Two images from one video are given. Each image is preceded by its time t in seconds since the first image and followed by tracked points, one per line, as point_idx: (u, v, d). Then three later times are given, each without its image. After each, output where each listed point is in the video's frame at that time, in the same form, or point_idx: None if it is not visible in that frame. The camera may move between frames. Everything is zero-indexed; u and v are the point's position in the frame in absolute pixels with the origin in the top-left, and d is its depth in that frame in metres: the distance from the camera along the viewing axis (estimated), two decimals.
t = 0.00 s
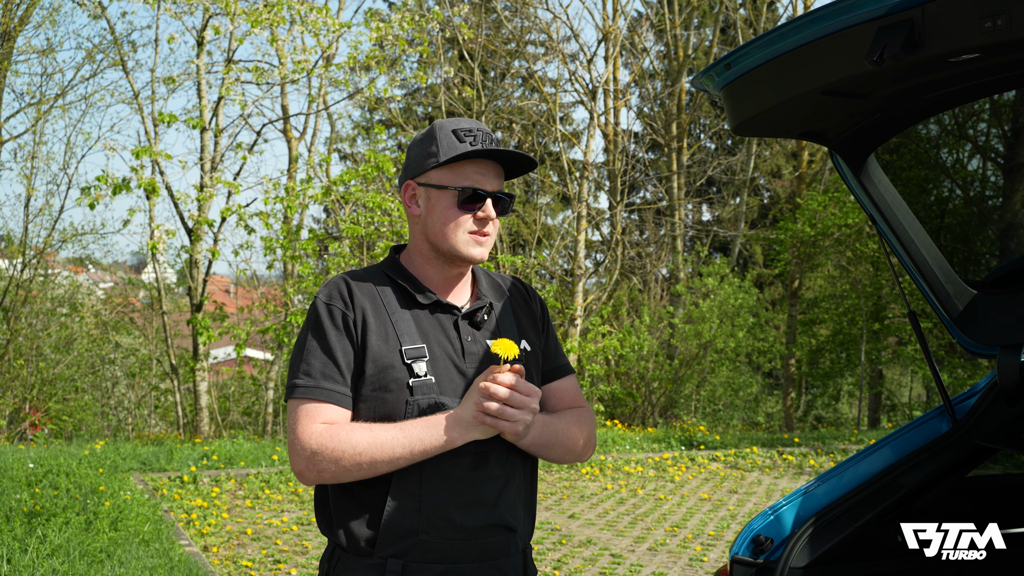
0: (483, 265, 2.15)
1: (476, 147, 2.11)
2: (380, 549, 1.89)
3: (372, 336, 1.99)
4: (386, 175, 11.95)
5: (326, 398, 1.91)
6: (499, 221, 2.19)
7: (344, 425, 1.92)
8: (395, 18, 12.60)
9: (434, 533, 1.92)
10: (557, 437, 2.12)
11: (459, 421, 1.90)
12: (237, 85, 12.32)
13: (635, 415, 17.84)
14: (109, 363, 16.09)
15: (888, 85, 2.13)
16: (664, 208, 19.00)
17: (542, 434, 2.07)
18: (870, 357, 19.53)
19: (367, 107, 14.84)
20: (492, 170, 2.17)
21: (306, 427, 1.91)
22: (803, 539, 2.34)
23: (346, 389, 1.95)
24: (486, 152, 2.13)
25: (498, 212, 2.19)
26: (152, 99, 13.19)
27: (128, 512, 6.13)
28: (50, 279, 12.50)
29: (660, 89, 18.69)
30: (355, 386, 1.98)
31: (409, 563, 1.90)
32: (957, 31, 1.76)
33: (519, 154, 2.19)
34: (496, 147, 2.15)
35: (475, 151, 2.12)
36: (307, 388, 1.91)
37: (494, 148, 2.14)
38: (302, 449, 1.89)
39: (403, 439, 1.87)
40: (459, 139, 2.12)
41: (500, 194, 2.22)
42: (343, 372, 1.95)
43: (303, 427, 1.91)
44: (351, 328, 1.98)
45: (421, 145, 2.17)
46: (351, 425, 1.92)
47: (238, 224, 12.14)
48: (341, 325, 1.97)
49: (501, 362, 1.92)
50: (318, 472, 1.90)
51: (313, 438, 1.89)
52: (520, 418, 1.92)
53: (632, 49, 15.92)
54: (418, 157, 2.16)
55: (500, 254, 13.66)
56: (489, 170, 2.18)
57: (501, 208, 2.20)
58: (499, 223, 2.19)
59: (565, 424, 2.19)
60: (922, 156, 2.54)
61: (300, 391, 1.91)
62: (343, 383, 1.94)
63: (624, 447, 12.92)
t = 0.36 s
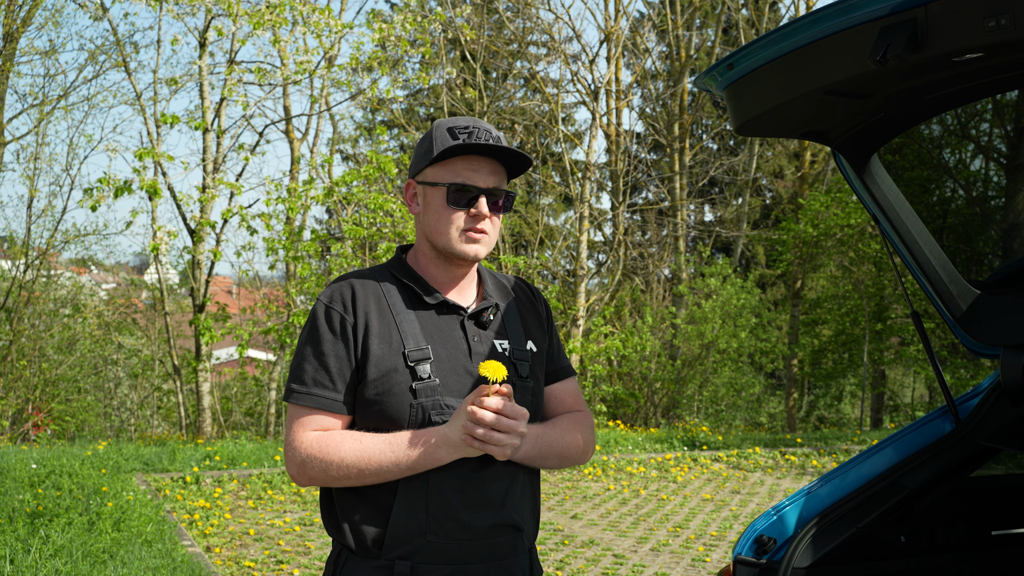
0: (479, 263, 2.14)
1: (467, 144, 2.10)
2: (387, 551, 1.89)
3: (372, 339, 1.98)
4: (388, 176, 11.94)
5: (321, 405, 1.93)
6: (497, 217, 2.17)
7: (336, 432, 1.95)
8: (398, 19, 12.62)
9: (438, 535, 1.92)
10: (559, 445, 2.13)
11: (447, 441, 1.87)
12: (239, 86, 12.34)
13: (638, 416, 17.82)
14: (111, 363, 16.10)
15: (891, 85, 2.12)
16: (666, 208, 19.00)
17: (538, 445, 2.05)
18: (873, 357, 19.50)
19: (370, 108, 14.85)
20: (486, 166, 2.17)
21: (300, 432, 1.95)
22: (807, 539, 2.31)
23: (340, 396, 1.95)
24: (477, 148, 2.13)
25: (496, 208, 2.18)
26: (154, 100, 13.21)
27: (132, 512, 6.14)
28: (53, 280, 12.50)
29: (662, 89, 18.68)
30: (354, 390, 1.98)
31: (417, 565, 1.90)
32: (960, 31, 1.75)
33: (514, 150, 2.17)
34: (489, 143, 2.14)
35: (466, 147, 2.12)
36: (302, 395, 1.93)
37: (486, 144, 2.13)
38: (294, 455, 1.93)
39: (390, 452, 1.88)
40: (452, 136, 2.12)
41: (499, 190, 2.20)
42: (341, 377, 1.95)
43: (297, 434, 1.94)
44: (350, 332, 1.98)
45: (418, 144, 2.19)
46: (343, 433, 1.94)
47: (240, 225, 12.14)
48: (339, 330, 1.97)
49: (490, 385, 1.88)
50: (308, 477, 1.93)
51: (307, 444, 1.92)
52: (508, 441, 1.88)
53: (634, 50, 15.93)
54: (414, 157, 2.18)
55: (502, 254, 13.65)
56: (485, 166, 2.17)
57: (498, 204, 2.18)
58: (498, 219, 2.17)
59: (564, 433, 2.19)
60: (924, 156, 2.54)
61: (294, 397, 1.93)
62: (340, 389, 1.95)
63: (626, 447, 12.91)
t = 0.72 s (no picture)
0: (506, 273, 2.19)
1: (522, 157, 2.18)
2: (389, 555, 1.89)
3: (375, 343, 1.98)
4: (388, 178, 11.93)
5: (323, 408, 1.93)
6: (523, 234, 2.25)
7: (337, 436, 1.95)
8: (398, 21, 12.63)
9: (441, 539, 1.91)
10: (564, 447, 2.13)
11: (444, 454, 1.85)
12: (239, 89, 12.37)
13: (638, 418, 17.82)
14: (111, 366, 16.11)
15: (890, 86, 2.12)
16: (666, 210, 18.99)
17: (544, 450, 2.05)
18: (873, 359, 19.49)
19: (370, 111, 14.86)
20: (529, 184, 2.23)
21: (300, 436, 1.94)
22: (807, 541, 2.30)
23: (342, 400, 1.95)
24: (534, 164, 2.20)
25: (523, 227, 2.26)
26: (154, 102, 13.21)
27: (131, 515, 6.13)
28: (52, 282, 12.51)
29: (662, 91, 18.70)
30: (355, 394, 1.98)
31: (419, 568, 1.89)
32: (960, 31, 1.75)
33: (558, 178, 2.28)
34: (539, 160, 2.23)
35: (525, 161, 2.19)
36: (303, 399, 1.93)
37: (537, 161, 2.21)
38: (293, 459, 1.93)
39: (387, 463, 1.87)
40: (504, 147, 2.18)
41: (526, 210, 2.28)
42: (343, 382, 1.95)
43: (297, 438, 1.94)
44: (353, 335, 1.97)
45: (459, 143, 2.17)
46: (343, 437, 1.94)
47: (240, 227, 12.14)
48: (342, 332, 1.97)
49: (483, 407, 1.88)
50: (307, 481, 1.93)
51: (306, 449, 1.92)
52: (509, 459, 1.86)
53: (634, 51, 15.93)
54: (457, 154, 2.15)
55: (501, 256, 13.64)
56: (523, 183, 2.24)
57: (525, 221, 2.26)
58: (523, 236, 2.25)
59: (568, 435, 2.18)
60: (924, 158, 2.54)
61: (295, 400, 1.93)
62: (341, 393, 1.95)
63: (626, 449, 12.91)
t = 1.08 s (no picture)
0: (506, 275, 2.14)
1: (520, 158, 2.17)
2: (396, 553, 1.87)
3: (399, 331, 1.99)
4: (387, 179, 11.94)
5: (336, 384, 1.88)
6: (535, 239, 2.20)
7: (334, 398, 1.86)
8: (396, 22, 12.63)
9: (447, 537, 1.91)
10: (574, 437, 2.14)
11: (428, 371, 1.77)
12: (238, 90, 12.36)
13: (637, 418, 17.83)
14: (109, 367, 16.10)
15: (890, 85, 2.12)
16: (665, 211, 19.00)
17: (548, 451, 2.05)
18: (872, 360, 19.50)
19: (368, 111, 14.86)
20: (535, 187, 2.22)
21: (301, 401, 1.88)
22: (807, 542, 2.30)
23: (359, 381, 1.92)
24: (534, 163, 2.19)
25: (537, 232, 2.21)
26: (152, 103, 13.20)
27: (130, 516, 6.12)
28: (50, 284, 12.50)
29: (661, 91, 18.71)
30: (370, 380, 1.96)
31: (427, 568, 1.89)
32: (960, 30, 1.75)
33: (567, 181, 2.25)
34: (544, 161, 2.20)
35: (526, 156, 2.19)
36: (316, 372, 1.88)
37: (540, 161, 2.19)
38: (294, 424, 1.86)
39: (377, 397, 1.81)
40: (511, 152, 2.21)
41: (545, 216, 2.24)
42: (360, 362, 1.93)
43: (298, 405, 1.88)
44: (375, 318, 1.98)
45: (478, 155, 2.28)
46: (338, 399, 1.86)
47: (239, 228, 12.14)
48: (365, 316, 1.96)
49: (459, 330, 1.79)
50: (310, 451, 1.85)
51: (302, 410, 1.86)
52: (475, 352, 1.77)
53: (633, 52, 15.94)
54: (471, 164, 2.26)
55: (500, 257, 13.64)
56: (537, 188, 2.22)
57: (540, 227, 2.21)
58: (535, 241, 2.20)
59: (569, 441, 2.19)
60: (923, 159, 2.54)
61: (309, 375, 1.88)
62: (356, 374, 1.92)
63: (626, 450, 12.91)
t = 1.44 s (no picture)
0: (473, 258, 2.11)
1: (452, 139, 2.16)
2: (404, 554, 1.88)
3: (390, 339, 1.97)
4: (387, 178, 11.94)
5: (332, 401, 1.91)
6: (495, 213, 2.15)
7: (347, 429, 1.93)
8: (397, 20, 12.62)
9: (456, 540, 1.91)
10: (567, 450, 2.08)
11: (454, 449, 1.87)
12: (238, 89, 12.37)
13: (637, 418, 17.83)
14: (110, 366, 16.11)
15: (892, 84, 2.12)
16: (665, 210, 18.99)
17: (548, 452, 2.03)
18: (872, 359, 19.49)
19: (368, 110, 14.86)
20: (481, 161, 2.18)
21: (309, 427, 1.92)
22: (808, 541, 2.29)
23: (353, 395, 1.94)
24: (466, 139, 2.16)
25: (495, 205, 2.16)
26: (153, 102, 13.21)
27: (130, 515, 6.13)
28: (51, 283, 12.50)
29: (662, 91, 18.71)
30: (368, 390, 1.97)
31: (434, 567, 1.89)
32: (962, 29, 1.75)
33: (507, 141, 2.18)
34: (477, 132, 2.16)
35: (455, 137, 2.17)
36: (314, 391, 1.91)
37: (472, 134, 2.16)
38: (302, 450, 1.91)
39: (397, 458, 1.87)
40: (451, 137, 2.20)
41: (499, 186, 2.18)
42: (354, 377, 1.94)
43: (307, 429, 1.92)
44: (366, 331, 1.97)
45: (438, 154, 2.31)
46: (354, 431, 1.92)
47: (239, 227, 12.14)
48: (354, 328, 1.96)
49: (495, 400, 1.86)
50: (314, 473, 1.92)
51: (316, 438, 1.90)
52: (520, 449, 1.87)
53: (634, 51, 15.93)
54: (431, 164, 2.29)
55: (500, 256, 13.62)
56: (482, 159, 2.18)
57: (496, 197, 2.16)
58: (496, 215, 2.15)
59: (578, 439, 2.15)
60: (923, 158, 2.54)
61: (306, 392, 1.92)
62: (352, 389, 1.93)
63: (626, 449, 12.90)
